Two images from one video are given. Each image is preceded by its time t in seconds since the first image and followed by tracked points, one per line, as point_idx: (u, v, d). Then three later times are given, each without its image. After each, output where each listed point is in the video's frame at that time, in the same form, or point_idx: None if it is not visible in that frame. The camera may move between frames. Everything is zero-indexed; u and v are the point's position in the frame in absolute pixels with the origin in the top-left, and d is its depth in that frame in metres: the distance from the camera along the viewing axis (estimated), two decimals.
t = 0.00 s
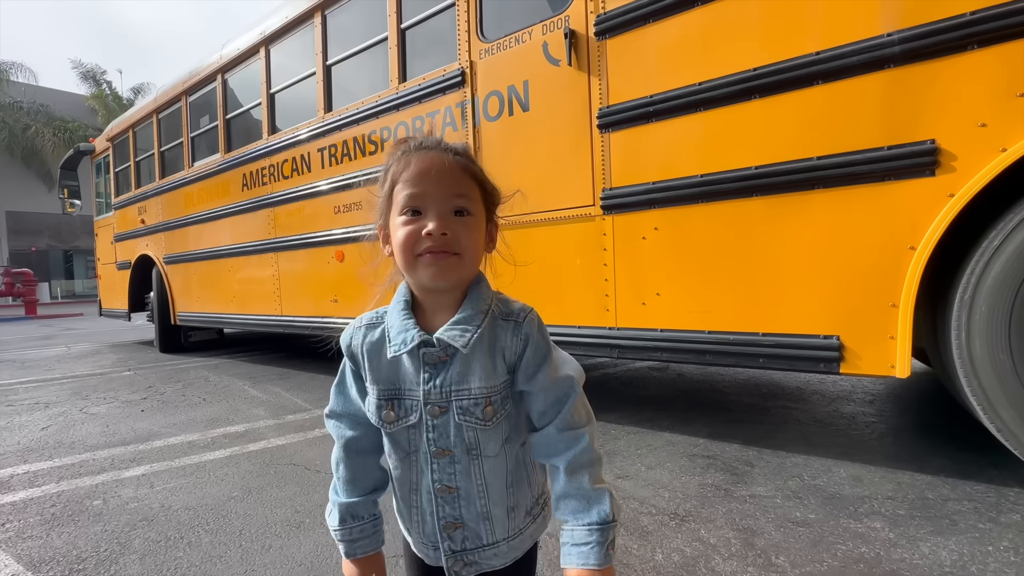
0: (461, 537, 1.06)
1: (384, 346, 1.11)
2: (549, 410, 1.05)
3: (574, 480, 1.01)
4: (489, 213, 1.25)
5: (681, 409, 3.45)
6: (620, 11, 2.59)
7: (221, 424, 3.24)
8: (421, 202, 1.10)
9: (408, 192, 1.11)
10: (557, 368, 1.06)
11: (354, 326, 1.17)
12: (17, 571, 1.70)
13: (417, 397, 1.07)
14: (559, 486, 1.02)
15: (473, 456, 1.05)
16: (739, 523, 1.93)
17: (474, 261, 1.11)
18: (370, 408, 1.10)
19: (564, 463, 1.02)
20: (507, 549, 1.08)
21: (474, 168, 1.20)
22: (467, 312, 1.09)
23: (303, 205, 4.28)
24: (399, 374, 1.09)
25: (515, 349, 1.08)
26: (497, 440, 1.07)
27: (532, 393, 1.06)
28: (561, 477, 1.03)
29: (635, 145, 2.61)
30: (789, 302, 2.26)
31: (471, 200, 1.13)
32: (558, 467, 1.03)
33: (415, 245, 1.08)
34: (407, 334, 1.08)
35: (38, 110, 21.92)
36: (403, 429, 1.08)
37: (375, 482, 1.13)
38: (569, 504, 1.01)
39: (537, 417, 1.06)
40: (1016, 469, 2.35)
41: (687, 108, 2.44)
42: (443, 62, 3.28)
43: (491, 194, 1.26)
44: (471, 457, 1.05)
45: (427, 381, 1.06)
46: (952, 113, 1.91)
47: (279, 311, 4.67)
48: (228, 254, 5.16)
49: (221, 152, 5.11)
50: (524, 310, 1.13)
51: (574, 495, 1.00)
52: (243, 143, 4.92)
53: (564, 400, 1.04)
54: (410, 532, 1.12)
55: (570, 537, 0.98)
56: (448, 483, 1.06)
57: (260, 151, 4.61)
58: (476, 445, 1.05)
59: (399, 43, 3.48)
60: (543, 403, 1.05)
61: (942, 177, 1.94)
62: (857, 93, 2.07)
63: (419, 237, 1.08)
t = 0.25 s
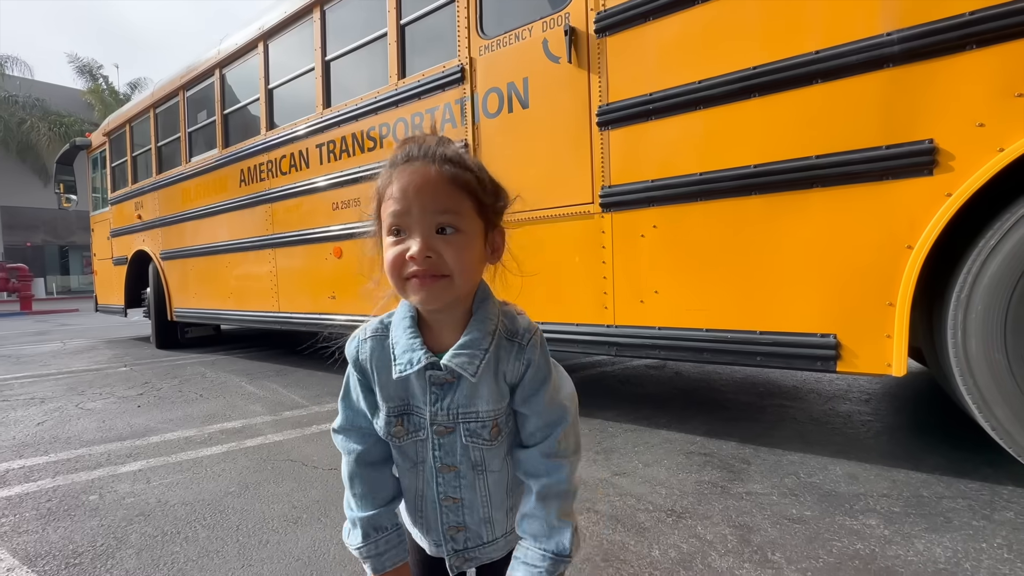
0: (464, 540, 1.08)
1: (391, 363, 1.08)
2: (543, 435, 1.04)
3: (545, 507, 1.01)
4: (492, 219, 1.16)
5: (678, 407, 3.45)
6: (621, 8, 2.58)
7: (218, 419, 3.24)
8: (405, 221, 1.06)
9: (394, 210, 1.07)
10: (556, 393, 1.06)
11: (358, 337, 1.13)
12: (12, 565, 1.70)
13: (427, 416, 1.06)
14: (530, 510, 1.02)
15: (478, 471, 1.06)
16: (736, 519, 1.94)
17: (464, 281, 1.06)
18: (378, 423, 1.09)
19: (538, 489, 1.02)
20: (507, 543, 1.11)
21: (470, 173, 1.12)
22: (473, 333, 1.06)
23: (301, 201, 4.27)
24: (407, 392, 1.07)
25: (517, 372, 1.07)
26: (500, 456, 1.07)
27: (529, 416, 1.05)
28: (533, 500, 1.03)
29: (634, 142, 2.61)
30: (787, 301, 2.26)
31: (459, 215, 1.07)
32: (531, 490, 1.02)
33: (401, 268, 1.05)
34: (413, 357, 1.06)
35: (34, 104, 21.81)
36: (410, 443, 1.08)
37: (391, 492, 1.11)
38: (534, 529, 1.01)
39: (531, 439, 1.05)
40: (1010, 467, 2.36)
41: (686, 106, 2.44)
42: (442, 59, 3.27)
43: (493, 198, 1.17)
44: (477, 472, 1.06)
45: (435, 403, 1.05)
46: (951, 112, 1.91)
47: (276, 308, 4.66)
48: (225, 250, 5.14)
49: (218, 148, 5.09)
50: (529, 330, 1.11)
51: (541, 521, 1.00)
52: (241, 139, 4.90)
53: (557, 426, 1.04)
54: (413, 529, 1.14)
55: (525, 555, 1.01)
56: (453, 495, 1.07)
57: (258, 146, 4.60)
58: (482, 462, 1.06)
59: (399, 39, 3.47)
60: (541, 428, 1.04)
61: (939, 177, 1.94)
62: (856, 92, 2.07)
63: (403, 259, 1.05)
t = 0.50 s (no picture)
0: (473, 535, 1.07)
1: (402, 363, 1.09)
2: (555, 427, 1.05)
3: (564, 497, 1.02)
4: (498, 218, 1.15)
5: (676, 406, 3.47)
6: (621, 8, 2.59)
7: (215, 416, 3.23)
8: (405, 221, 1.06)
9: (394, 210, 1.07)
10: (566, 386, 1.09)
11: (369, 334, 1.14)
12: (11, 560, 1.69)
13: (436, 414, 1.06)
14: (546, 499, 1.03)
15: (487, 466, 1.07)
16: (733, 516, 1.95)
17: (465, 283, 1.06)
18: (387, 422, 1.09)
19: (555, 479, 1.02)
20: (514, 533, 1.10)
21: (472, 172, 1.10)
22: (484, 332, 1.07)
23: (300, 199, 4.26)
24: (417, 392, 1.07)
25: (527, 368, 1.08)
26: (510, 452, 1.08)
27: (540, 411, 1.07)
28: (551, 489, 1.03)
29: (634, 141, 2.62)
30: (785, 300, 2.27)
31: (459, 216, 1.06)
32: (547, 480, 1.03)
33: (401, 270, 1.05)
34: (422, 360, 1.06)
35: (29, 101, 21.70)
36: (420, 442, 1.08)
37: (398, 486, 1.11)
38: (553, 515, 1.01)
39: (541, 432, 1.06)
40: (1004, 465, 2.38)
41: (685, 106, 2.45)
42: (442, 57, 3.27)
43: (498, 196, 1.15)
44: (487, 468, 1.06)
45: (445, 401, 1.06)
46: (948, 114, 1.93)
47: (274, 306, 4.66)
48: (223, 247, 5.13)
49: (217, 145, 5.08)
50: (538, 326, 1.12)
51: (559, 509, 1.01)
52: (239, 136, 4.89)
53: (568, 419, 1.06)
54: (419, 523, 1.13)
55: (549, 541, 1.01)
56: (463, 491, 1.07)
57: (257, 144, 4.59)
58: (492, 457, 1.06)
59: (399, 37, 3.46)
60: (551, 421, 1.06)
61: (936, 177, 1.95)
62: (855, 92, 2.08)
63: (403, 261, 1.05)
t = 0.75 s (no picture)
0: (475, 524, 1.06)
1: (409, 335, 1.09)
2: (562, 406, 1.05)
3: (574, 481, 1.00)
4: (506, 189, 1.14)
5: (672, 406, 3.47)
6: (620, 9, 2.59)
7: (210, 415, 3.22)
8: (418, 195, 1.06)
9: (407, 185, 1.08)
10: (575, 365, 1.09)
11: (378, 310, 1.15)
12: (3, 558, 1.68)
13: (441, 387, 1.06)
14: (555, 484, 1.02)
15: (492, 447, 1.05)
16: (729, 514, 1.95)
17: (478, 254, 1.05)
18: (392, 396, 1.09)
19: (564, 463, 1.01)
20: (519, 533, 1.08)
21: (480, 145, 1.10)
22: (493, 305, 1.07)
23: (297, 197, 4.25)
24: (424, 364, 1.08)
25: (535, 344, 1.08)
26: (515, 433, 1.06)
27: (549, 389, 1.06)
28: (560, 476, 1.01)
29: (631, 142, 2.62)
30: (781, 301, 2.28)
31: (470, 187, 1.06)
32: (557, 466, 1.02)
33: (416, 244, 1.05)
34: (430, 327, 1.07)
35: (23, 98, 21.57)
36: (425, 418, 1.07)
37: (401, 467, 1.10)
38: (562, 502, 1.00)
39: (548, 412, 1.06)
40: (997, 465, 2.39)
41: (683, 107, 2.46)
42: (441, 56, 3.27)
43: (506, 167, 1.14)
44: (490, 448, 1.05)
45: (452, 373, 1.06)
46: (943, 116, 1.94)
47: (270, 304, 4.64)
48: (218, 246, 5.11)
49: (213, 142, 5.06)
50: (547, 304, 1.12)
51: (569, 495, 1.00)
52: (236, 134, 4.87)
53: (576, 397, 1.05)
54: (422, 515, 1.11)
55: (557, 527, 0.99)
56: (465, 472, 1.06)
57: (254, 142, 4.57)
58: (496, 436, 1.05)
59: (398, 36, 3.45)
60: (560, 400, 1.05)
61: (930, 179, 1.96)
62: (851, 94, 2.09)
63: (418, 234, 1.05)
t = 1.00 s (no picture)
0: (469, 520, 1.03)
1: (411, 318, 1.11)
2: (559, 393, 1.03)
3: (564, 473, 0.97)
4: (511, 183, 1.14)
5: (667, 408, 3.48)
6: (616, 13, 2.60)
7: (204, 416, 3.20)
8: (430, 190, 1.06)
9: (419, 180, 1.07)
10: (575, 353, 1.08)
11: (385, 297, 1.18)
12: None
13: (439, 367, 1.07)
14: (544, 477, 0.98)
15: (487, 432, 1.04)
16: (723, 517, 1.95)
17: (488, 245, 1.06)
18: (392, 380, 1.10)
19: (557, 454, 0.98)
20: (515, 541, 1.04)
21: (489, 141, 1.10)
22: (495, 289, 1.09)
23: (293, 198, 4.24)
24: (424, 347, 1.09)
25: (534, 328, 1.08)
26: (512, 420, 1.05)
27: (546, 374, 1.04)
28: (551, 466, 0.98)
29: (627, 145, 2.63)
30: (775, 305, 2.29)
31: (479, 181, 1.06)
32: (548, 458, 0.99)
33: (430, 237, 1.05)
34: (433, 308, 1.09)
35: (17, 96, 21.46)
36: (423, 401, 1.07)
37: (400, 455, 1.09)
38: (551, 497, 0.96)
39: (545, 399, 1.04)
40: (988, 468, 2.41)
41: (679, 111, 2.47)
42: (438, 58, 3.27)
43: (511, 162, 1.14)
44: (486, 433, 1.04)
45: (451, 353, 1.07)
46: (935, 123, 1.95)
47: (265, 305, 4.63)
48: (214, 246, 5.10)
49: (209, 142, 5.04)
50: (548, 292, 1.12)
51: (559, 489, 0.96)
52: (232, 134, 4.86)
53: (573, 384, 1.04)
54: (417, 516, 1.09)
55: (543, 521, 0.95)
56: (460, 460, 1.04)
57: (250, 142, 4.56)
58: (492, 421, 1.04)
59: (396, 38, 3.46)
60: (559, 385, 1.03)
61: (922, 185, 1.98)
62: (845, 100, 2.10)
63: (432, 228, 1.05)
